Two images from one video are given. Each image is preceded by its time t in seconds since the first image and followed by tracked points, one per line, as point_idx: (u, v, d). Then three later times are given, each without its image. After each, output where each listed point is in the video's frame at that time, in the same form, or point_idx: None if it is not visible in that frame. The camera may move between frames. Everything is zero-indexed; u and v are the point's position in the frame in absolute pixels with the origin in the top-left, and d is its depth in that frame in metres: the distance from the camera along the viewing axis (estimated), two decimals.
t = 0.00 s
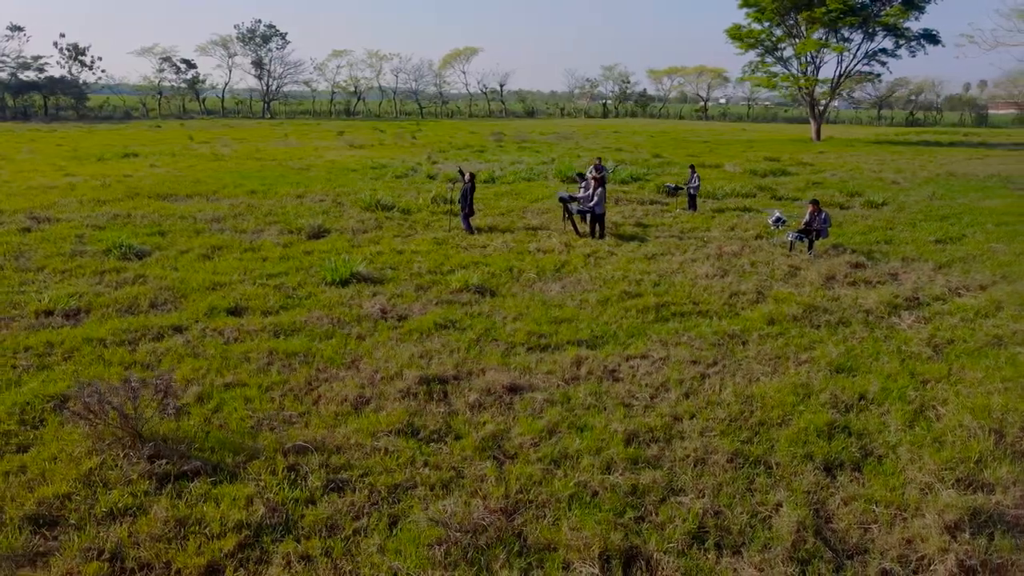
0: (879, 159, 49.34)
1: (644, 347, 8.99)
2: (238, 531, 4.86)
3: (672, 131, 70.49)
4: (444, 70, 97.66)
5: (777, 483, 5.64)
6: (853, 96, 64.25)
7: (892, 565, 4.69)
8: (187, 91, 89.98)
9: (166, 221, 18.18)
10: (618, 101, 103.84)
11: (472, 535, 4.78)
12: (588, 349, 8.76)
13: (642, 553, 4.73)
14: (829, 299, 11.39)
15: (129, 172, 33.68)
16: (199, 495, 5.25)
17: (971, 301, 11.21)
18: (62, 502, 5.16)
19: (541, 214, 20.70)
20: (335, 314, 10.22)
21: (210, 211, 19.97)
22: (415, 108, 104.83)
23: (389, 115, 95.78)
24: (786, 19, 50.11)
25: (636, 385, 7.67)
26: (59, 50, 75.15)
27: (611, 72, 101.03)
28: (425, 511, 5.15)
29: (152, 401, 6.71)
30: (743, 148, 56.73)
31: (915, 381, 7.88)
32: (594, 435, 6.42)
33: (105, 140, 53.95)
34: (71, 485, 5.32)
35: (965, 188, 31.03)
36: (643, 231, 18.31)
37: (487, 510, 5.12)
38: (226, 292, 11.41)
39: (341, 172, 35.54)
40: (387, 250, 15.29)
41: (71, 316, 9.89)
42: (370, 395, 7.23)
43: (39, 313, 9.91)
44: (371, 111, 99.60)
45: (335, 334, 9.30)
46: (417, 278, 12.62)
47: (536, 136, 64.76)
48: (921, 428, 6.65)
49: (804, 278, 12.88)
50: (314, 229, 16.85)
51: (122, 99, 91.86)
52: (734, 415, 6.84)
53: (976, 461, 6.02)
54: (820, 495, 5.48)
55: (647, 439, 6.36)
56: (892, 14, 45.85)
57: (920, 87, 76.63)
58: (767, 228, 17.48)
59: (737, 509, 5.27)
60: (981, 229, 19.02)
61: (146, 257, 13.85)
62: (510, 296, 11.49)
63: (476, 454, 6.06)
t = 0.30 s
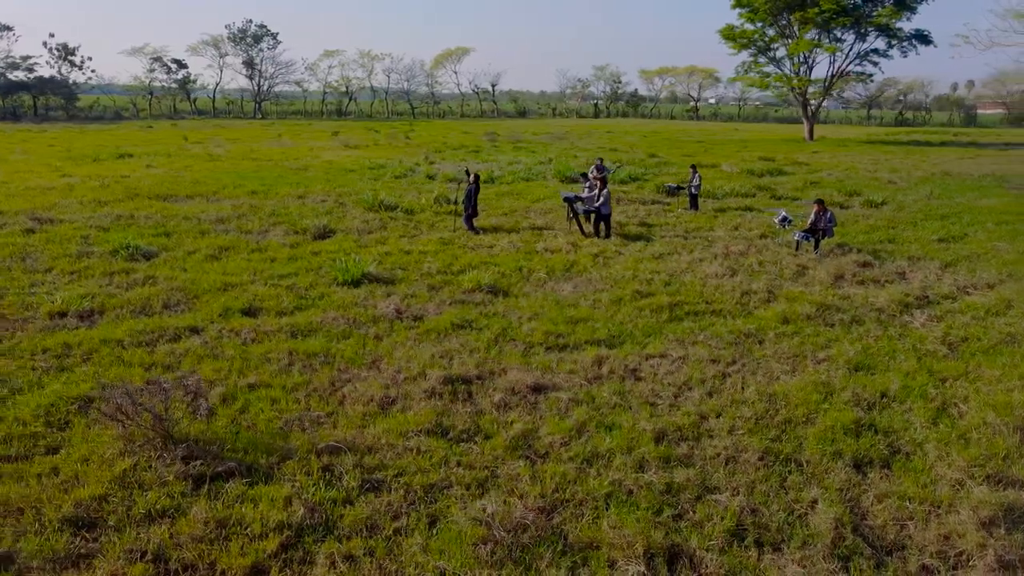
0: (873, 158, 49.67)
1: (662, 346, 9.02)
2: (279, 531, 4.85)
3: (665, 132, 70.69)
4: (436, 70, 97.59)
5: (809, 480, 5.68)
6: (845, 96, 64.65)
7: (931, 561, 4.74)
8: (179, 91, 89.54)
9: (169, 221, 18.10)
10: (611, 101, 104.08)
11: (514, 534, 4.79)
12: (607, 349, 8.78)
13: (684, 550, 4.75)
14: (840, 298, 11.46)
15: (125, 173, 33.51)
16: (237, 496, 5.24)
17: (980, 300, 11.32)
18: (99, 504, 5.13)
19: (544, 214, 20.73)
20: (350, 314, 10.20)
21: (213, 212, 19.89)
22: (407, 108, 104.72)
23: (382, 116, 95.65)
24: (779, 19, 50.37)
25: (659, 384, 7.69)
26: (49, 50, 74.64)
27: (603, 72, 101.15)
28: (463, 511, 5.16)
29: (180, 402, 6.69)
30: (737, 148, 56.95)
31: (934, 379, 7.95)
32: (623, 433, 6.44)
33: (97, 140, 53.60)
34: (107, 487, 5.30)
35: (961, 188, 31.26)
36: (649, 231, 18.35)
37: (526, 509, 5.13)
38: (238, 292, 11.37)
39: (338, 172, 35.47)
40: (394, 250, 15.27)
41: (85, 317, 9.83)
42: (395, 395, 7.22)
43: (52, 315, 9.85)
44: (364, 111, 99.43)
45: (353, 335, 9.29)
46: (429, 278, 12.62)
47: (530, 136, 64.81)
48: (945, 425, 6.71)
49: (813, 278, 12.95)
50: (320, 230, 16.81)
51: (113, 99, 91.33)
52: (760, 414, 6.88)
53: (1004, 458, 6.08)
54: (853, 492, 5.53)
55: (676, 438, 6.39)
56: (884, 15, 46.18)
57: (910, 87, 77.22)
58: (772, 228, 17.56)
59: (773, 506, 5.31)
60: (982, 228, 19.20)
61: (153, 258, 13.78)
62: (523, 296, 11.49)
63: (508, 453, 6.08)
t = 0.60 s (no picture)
0: (867, 158, 49.97)
1: (682, 345, 9.06)
2: (324, 532, 4.85)
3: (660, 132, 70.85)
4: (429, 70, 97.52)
5: (843, 478, 5.73)
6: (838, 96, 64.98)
7: (972, 556, 4.79)
8: (170, 91, 89.06)
9: (174, 222, 18.02)
10: (603, 101, 104.20)
11: (559, 532, 4.81)
12: (628, 348, 8.81)
13: (727, 548, 4.79)
14: (852, 297, 11.53)
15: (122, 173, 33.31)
16: (277, 497, 5.23)
17: (991, 299, 11.42)
18: (139, 505, 5.12)
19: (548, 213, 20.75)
20: (367, 314, 10.19)
21: (216, 213, 19.81)
22: (400, 108, 104.60)
23: (374, 116, 95.53)
24: (772, 20, 50.60)
25: (683, 383, 7.73)
26: (38, 50, 74.13)
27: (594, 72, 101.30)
28: (505, 510, 5.17)
29: (210, 403, 6.67)
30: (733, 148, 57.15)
31: (955, 377, 8.02)
32: (654, 432, 6.48)
33: (88, 141, 53.09)
34: (145, 488, 5.28)
35: (957, 187, 31.49)
36: (654, 230, 18.40)
37: (567, 508, 5.15)
38: (252, 293, 11.32)
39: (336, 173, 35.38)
40: (402, 250, 15.25)
41: (100, 319, 9.77)
42: (422, 395, 7.22)
43: (68, 316, 9.80)
44: (356, 111, 99.22)
45: (373, 335, 9.28)
46: (441, 278, 12.61)
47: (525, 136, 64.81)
48: (972, 423, 6.78)
49: (824, 277, 13.02)
50: (327, 230, 16.76)
51: (103, 99, 90.71)
52: (787, 413, 6.92)
53: None
54: (888, 489, 5.58)
55: (707, 436, 6.42)
56: (877, 15, 46.48)
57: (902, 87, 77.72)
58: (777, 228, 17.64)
59: (811, 504, 5.35)
60: (983, 227, 19.35)
61: (162, 259, 13.72)
62: (538, 296, 11.51)
63: (541, 453, 6.10)
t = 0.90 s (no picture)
0: (862, 158, 50.23)
1: (704, 344, 9.09)
2: (371, 531, 4.86)
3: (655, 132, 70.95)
4: (423, 70, 97.43)
5: (879, 475, 5.78)
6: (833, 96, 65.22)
7: (1015, 551, 4.83)
8: (162, 91, 88.59)
9: (181, 223, 17.95)
10: (596, 101, 104.35)
11: (606, 530, 4.83)
12: (652, 347, 8.84)
13: (773, 545, 4.82)
14: (866, 296, 11.61)
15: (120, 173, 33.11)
16: (320, 496, 5.23)
17: (1004, 297, 11.53)
18: (183, 505, 5.12)
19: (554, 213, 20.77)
20: (386, 314, 10.19)
21: (221, 213, 19.73)
22: (394, 108, 104.46)
23: (368, 116, 95.36)
24: (767, 20, 50.79)
25: (710, 382, 7.76)
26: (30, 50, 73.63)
27: (587, 72, 101.36)
28: (549, 509, 5.20)
29: (243, 402, 6.67)
30: (729, 148, 57.30)
31: (978, 375, 8.09)
32: (687, 431, 6.51)
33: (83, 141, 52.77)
34: (187, 488, 5.28)
35: (955, 187, 31.71)
36: (662, 230, 18.44)
37: (610, 506, 5.17)
38: (269, 294, 11.30)
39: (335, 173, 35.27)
40: (413, 250, 15.23)
41: (119, 320, 9.73)
42: (452, 395, 7.23)
43: (87, 317, 9.75)
44: (350, 111, 99.01)
45: (394, 334, 9.29)
46: (455, 277, 12.62)
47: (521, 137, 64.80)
48: (999, 420, 6.84)
49: (835, 276, 13.09)
50: (335, 231, 16.74)
51: (94, 99, 90.13)
52: (816, 412, 6.97)
53: None
54: (925, 486, 5.62)
55: (739, 434, 6.46)
56: (872, 16, 46.72)
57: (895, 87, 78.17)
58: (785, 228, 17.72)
59: (850, 501, 5.39)
60: (986, 227, 19.47)
61: (174, 260, 13.66)
62: (554, 295, 11.54)
63: (577, 451, 6.12)
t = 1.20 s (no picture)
0: (859, 158, 50.45)
1: (728, 343, 9.13)
2: (422, 529, 4.88)
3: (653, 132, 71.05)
4: (419, 70, 97.41)
5: (918, 472, 5.82)
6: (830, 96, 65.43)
7: None
8: (157, 91, 88.28)
9: (190, 223, 17.90)
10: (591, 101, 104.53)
11: (656, 527, 4.86)
12: (677, 347, 8.88)
13: (822, 541, 4.85)
14: (882, 295, 11.67)
15: (121, 174, 33.01)
16: (366, 495, 5.25)
17: (1019, 296, 11.60)
18: (231, 505, 5.13)
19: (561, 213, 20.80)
20: (408, 314, 10.21)
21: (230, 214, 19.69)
22: (390, 108, 104.37)
23: (364, 116, 95.27)
24: (763, 21, 50.93)
25: (738, 380, 7.80)
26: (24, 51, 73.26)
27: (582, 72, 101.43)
28: (596, 507, 5.22)
29: (280, 403, 6.68)
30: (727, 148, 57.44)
31: (1003, 373, 8.15)
32: (722, 429, 6.55)
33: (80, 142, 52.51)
34: (233, 487, 5.29)
35: (955, 186, 31.87)
36: (671, 230, 18.49)
37: (656, 503, 5.20)
38: (287, 294, 11.30)
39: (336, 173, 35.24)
40: (425, 250, 15.24)
41: (141, 320, 9.71)
42: (485, 394, 7.26)
43: (109, 318, 9.73)
44: (346, 112, 98.87)
45: (418, 334, 9.30)
46: (472, 277, 12.64)
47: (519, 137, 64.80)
48: None
49: (849, 275, 13.15)
50: (346, 231, 16.73)
51: (88, 99, 89.69)
52: (847, 409, 7.01)
53: None
54: (964, 482, 5.67)
55: (774, 433, 6.50)
56: (869, 17, 46.91)
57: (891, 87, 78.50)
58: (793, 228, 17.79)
59: (892, 497, 5.44)
60: (992, 226, 19.58)
61: (188, 261, 13.64)
62: (572, 295, 11.57)
63: (615, 450, 6.15)
